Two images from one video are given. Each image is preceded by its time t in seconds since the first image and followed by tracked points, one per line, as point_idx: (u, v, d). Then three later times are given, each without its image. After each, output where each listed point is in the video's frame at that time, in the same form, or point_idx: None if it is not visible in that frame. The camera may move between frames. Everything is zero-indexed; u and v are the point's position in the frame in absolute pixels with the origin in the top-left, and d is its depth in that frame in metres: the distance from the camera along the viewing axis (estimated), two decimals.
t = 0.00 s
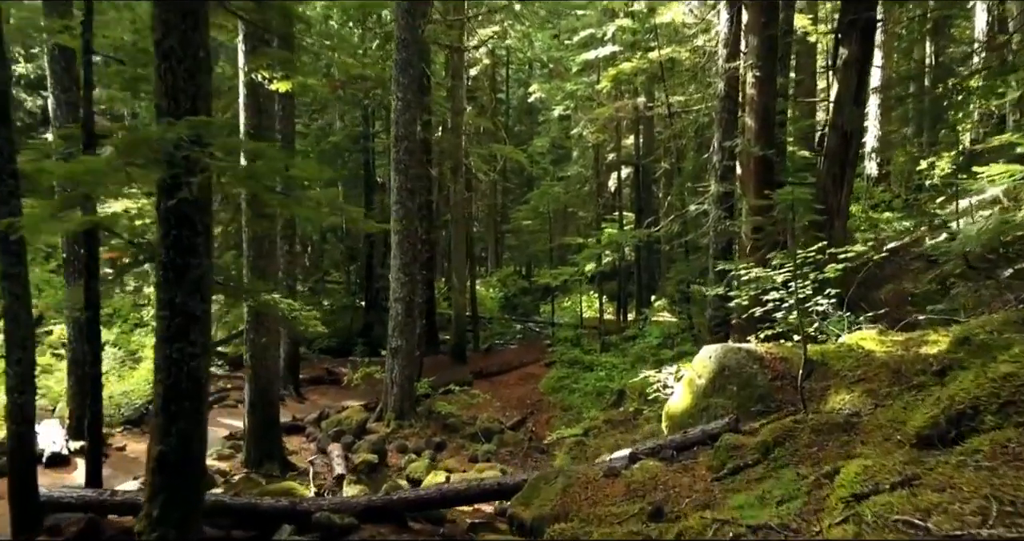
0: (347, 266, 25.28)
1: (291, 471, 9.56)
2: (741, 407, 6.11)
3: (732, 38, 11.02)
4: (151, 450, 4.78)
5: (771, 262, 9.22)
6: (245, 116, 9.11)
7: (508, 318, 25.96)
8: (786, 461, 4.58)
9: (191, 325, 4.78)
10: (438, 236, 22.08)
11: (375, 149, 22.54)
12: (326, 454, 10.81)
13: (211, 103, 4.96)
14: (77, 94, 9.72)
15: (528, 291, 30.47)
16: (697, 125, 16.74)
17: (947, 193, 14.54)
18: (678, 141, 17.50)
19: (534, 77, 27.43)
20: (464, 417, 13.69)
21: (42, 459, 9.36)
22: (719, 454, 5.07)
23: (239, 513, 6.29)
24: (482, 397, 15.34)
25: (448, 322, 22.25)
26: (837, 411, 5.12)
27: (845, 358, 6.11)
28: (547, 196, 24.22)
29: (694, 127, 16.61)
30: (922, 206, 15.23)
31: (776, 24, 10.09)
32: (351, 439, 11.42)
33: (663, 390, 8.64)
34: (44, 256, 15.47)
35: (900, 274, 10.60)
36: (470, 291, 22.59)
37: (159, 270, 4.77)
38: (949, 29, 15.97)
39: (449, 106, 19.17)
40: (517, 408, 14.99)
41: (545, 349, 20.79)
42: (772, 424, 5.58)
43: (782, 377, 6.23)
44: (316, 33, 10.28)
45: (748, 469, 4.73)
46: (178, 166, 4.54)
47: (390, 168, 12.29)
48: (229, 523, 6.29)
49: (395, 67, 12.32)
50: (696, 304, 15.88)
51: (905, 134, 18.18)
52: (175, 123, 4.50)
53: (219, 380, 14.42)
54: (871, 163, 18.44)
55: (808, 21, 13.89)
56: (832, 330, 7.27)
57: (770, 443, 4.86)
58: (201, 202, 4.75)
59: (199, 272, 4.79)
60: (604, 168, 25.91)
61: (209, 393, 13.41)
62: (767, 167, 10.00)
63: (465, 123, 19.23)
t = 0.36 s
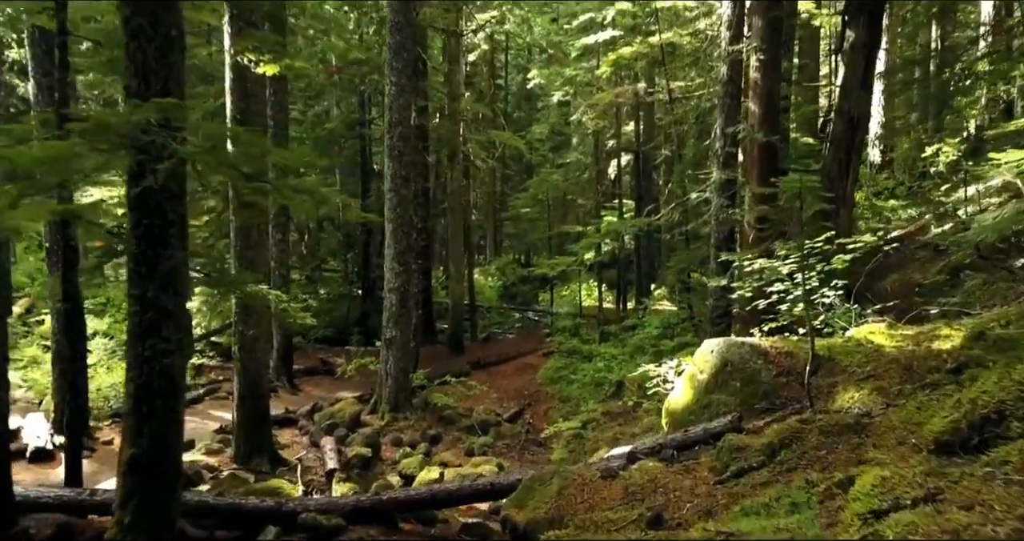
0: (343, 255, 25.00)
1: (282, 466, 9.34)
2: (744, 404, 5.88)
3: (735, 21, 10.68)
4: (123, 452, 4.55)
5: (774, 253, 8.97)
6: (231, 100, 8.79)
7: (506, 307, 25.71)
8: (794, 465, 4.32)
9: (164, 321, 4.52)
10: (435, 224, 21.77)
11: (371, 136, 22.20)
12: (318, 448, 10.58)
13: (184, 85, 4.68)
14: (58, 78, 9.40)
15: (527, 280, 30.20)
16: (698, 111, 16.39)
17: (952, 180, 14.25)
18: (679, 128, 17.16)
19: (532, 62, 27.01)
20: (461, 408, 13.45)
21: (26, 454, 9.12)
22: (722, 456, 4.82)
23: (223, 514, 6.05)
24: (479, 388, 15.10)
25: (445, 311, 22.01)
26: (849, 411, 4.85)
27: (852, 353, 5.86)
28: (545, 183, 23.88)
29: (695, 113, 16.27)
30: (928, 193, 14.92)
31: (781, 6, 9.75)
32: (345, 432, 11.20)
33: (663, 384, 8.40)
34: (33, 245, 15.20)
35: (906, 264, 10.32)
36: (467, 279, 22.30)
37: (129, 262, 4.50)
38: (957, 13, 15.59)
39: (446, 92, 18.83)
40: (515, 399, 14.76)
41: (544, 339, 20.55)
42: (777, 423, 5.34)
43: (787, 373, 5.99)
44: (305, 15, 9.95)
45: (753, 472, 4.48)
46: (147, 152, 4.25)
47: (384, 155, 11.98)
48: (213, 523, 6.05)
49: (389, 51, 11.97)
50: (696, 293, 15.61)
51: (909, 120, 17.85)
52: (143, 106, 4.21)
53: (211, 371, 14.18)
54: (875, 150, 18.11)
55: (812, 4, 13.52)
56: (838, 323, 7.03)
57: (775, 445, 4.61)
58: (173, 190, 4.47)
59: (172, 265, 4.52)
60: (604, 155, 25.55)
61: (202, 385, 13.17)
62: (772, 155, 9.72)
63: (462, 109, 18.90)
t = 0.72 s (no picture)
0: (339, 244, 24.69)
1: (272, 462, 9.11)
2: (748, 402, 5.64)
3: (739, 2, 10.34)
4: (91, 458, 4.30)
5: (780, 243, 8.67)
6: (216, 85, 8.48)
7: (504, 297, 25.46)
8: (803, 472, 4.07)
9: (135, 318, 4.26)
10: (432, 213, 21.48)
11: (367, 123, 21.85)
12: (311, 443, 10.34)
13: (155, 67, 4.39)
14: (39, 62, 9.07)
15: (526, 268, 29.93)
16: (699, 99, 16.06)
17: (960, 168, 13.94)
18: (679, 115, 16.81)
19: (531, 48, 26.60)
20: (457, 401, 13.22)
21: (10, 449, 8.87)
22: (726, 460, 4.57)
23: (206, 516, 5.78)
24: (476, 379, 14.87)
25: (442, 301, 21.74)
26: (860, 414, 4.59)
27: (862, 350, 5.60)
28: (544, 171, 23.54)
29: (696, 99, 15.93)
30: (936, 181, 14.61)
31: None
32: (338, 425, 10.96)
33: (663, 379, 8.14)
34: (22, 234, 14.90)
35: (913, 255, 10.04)
36: (465, 269, 22.02)
37: (96, 256, 4.23)
38: None
39: (442, 79, 18.45)
40: (512, 391, 14.52)
41: (542, 329, 20.30)
42: (783, 424, 5.09)
43: (794, 370, 5.75)
44: None
45: (759, 479, 4.22)
46: (112, 137, 3.97)
47: (378, 143, 11.67)
48: (196, 525, 5.78)
49: (381, 34, 11.60)
50: (697, 284, 15.34)
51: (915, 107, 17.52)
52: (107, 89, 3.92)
53: (204, 363, 13.92)
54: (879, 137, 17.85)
55: None
56: (846, 317, 6.77)
57: (783, 450, 4.36)
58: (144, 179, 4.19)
59: (143, 259, 4.25)
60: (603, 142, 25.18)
61: (193, 377, 12.90)
62: (776, 141, 9.45)
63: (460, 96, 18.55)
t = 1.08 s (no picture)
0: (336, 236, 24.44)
1: (263, 459, 8.89)
2: (752, 403, 5.42)
3: None
4: (60, 464, 4.08)
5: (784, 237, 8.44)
6: (203, 73, 8.22)
7: (503, 289, 25.23)
8: (812, 481, 3.84)
9: (105, 319, 4.03)
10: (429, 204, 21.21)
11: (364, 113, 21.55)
12: (303, 439, 10.14)
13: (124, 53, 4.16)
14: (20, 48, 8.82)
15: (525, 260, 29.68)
16: (700, 88, 15.78)
17: (966, 159, 13.68)
18: (680, 105, 16.51)
19: (530, 37, 26.25)
20: (454, 395, 13.01)
21: None
22: (730, 466, 4.33)
23: (188, 520, 5.58)
24: (474, 374, 14.67)
25: (440, 293, 21.52)
26: (871, 419, 4.37)
27: (872, 349, 5.37)
28: (543, 162, 23.25)
29: (698, 89, 15.65)
30: (940, 172, 14.35)
31: None
32: (332, 421, 10.76)
33: (664, 375, 7.90)
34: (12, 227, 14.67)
35: (919, 248, 9.80)
36: (463, 261, 21.78)
37: (63, 253, 4.01)
38: None
39: (440, 68, 18.15)
40: (510, 385, 14.30)
41: (542, 321, 20.09)
42: (789, 428, 4.86)
43: (801, 369, 5.50)
44: None
45: (764, 486, 3.99)
46: (76, 126, 3.74)
47: (371, 133, 11.40)
48: (179, 528, 5.59)
49: (375, 21, 11.30)
50: (698, 277, 15.11)
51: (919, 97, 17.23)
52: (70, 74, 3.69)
53: (197, 356, 13.72)
54: (883, 127, 17.56)
55: None
56: (853, 313, 6.54)
57: (790, 457, 4.13)
58: (111, 171, 3.96)
59: (113, 256, 4.03)
60: (603, 132, 24.86)
61: (185, 371, 12.68)
62: (780, 131, 9.21)
63: (457, 85, 18.25)
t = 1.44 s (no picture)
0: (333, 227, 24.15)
1: (252, 459, 8.66)
2: (757, 405, 5.17)
3: None
4: (20, 477, 3.84)
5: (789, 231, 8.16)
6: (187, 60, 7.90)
7: (502, 281, 24.97)
8: (823, 498, 3.58)
9: (65, 321, 3.79)
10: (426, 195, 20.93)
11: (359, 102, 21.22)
12: (295, 437, 9.90)
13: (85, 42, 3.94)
14: None
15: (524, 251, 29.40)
16: (702, 77, 15.45)
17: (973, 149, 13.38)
18: (680, 94, 16.17)
19: (529, 25, 25.84)
20: (450, 391, 12.78)
21: None
22: (736, 476, 4.05)
23: (167, 528, 5.33)
24: (471, 368, 14.43)
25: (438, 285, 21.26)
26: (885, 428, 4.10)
27: (884, 351, 5.11)
28: (541, 152, 22.93)
29: (699, 77, 15.32)
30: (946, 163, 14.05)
31: None
32: (325, 418, 10.51)
33: (664, 374, 7.63)
34: None
35: (927, 241, 9.52)
36: (461, 252, 21.51)
37: (21, 250, 3.77)
38: None
39: (436, 56, 17.79)
40: (507, 380, 14.05)
41: (540, 314, 19.85)
42: (796, 435, 4.61)
43: (808, 371, 5.26)
44: None
45: (774, 500, 3.71)
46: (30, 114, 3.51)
47: (364, 122, 11.11)
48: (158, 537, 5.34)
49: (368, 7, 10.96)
50: (699, 269, 14.84)
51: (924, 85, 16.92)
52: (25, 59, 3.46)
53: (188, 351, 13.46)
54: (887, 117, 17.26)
55: None
56: (862, 311, 6.29)
57: (800, 469, 3.86)
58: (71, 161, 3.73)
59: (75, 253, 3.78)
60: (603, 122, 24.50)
61: (176, 366, 12.42)
62: (786, 121, 8.93)
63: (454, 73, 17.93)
